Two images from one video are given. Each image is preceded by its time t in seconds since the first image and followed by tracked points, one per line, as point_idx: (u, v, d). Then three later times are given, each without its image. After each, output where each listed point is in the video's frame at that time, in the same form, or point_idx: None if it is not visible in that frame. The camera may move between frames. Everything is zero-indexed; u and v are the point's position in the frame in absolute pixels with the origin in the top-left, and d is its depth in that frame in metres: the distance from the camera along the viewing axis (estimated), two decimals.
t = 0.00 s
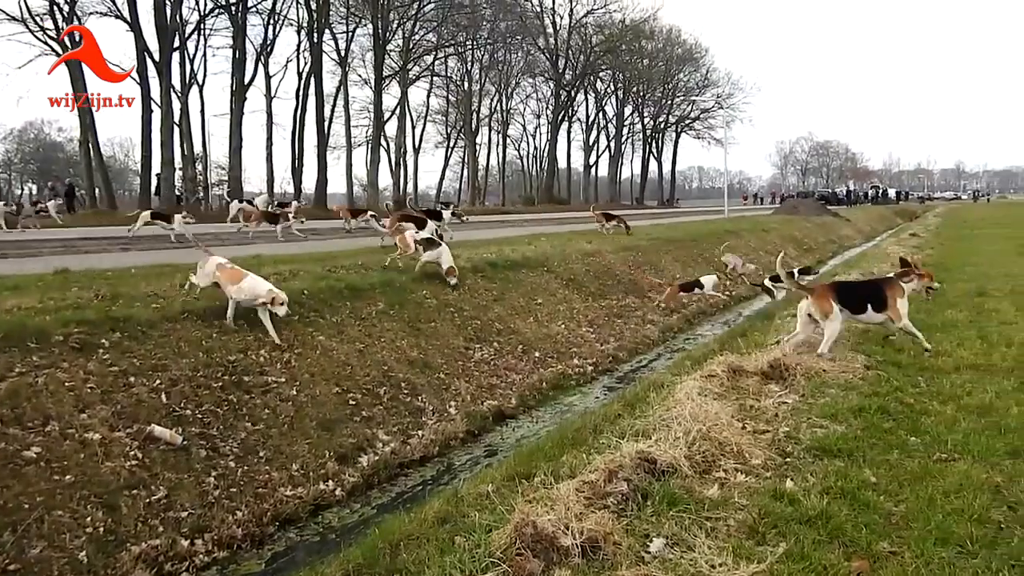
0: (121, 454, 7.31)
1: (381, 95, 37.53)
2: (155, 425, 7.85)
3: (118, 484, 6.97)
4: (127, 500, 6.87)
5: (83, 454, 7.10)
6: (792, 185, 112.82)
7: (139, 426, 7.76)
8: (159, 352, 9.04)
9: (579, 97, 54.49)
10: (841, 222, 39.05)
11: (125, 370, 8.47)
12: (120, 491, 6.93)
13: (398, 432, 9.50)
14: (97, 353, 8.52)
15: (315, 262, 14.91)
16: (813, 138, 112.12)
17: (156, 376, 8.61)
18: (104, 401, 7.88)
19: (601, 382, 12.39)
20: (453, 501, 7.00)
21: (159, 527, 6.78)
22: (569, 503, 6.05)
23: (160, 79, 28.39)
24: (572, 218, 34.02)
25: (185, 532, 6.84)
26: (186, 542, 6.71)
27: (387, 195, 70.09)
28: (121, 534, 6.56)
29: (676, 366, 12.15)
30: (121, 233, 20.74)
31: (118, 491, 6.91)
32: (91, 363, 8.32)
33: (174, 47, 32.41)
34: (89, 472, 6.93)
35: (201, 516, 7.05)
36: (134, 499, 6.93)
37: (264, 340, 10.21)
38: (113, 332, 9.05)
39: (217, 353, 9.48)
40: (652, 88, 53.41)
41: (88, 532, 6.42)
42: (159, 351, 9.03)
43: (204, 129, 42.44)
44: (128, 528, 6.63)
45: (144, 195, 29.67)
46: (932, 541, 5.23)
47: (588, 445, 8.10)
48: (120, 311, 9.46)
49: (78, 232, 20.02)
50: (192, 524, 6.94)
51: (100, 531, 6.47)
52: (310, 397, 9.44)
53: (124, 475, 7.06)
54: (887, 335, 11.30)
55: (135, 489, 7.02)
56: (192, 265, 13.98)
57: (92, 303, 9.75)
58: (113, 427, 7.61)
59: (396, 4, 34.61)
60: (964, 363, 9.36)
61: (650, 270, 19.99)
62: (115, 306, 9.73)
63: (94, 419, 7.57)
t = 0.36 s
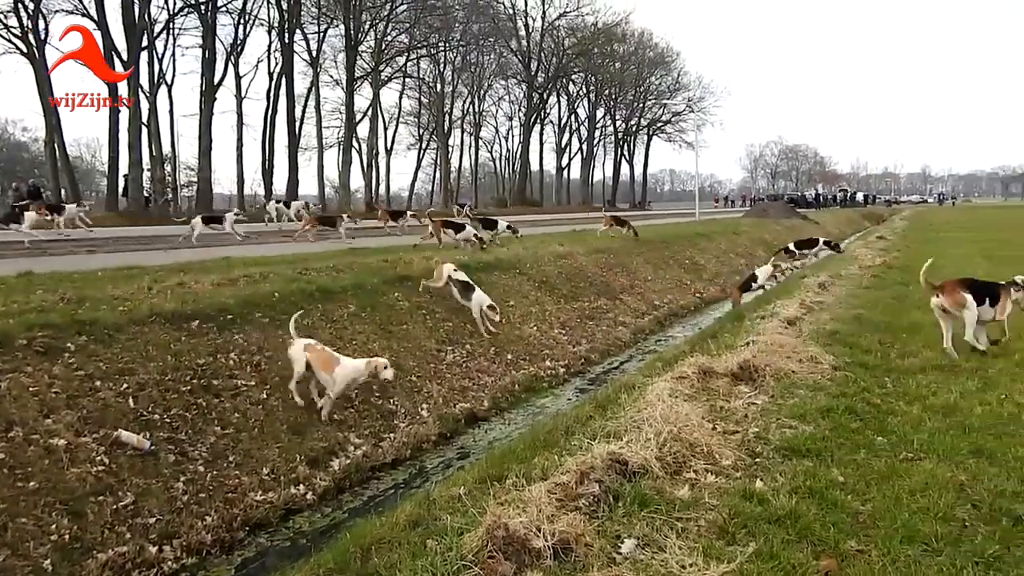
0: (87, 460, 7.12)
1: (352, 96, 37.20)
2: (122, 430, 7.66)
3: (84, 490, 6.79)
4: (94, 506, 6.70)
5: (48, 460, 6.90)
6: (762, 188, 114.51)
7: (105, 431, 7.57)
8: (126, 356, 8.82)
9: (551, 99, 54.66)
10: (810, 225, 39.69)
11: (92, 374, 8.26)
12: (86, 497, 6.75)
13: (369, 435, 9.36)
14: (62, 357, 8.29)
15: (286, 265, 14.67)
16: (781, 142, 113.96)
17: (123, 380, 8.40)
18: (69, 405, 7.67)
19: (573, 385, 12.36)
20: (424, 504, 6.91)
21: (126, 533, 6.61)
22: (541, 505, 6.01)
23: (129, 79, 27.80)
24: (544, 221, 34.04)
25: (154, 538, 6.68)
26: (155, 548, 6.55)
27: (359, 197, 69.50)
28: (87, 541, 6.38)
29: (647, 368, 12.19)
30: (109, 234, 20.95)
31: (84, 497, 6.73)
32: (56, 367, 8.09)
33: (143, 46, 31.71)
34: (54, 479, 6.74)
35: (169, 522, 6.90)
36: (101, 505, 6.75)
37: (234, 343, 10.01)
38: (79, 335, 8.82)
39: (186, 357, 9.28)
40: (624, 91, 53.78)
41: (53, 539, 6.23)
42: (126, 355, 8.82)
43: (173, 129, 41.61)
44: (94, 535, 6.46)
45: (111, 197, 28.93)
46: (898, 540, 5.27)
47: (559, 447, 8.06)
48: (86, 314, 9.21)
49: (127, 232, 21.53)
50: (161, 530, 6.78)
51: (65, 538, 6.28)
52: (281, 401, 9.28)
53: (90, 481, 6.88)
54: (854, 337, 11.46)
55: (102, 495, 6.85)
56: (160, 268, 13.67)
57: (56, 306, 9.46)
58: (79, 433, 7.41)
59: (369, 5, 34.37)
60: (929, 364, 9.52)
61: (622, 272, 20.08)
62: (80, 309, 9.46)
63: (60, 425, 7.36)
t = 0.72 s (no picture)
0: (45, 466, 6.89)
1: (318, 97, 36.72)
2: (82, 435, 7.44)
3: (42, 498, 6.57)
4: (52, 513, 6.50)
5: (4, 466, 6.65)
6: (726, 192, 116.20)
7: (64, 436, 7.34)
8: (85, 360, 8.54)
9: (518, 102, 54.71)
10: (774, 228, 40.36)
11: (49, 379, 8.00)
12: (44, 505, 6.53)
13: (335, 439, 9.18)
14: (19, 362, 8.03)
15: (250, 267, 14.33)
16: (745, 147, 115.86)
17: (83, 385, 8.16)
18: (26, 411, 7.43)
19: (540, 387, 12.28)
20: (390, 508, 6.76)
21: (85, 540, 6.43)
22: (508, 508, 5.93)
23: (89, 80, 27.00)
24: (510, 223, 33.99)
25: (114, 545, 6.50)
26: (115, 555, 6.36)
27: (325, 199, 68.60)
28: (45, 549, 6.19)
29: (613, 370, 12.19)
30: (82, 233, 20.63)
31: (41, 505, 6.52)
32: (11, 372, 7.80)
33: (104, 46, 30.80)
34: (10, 486, 6.50)
35: (130, 528, 6.72)
36: (59, 512, 6.55)
37: (196, 346, 9.75)
38: (36, 340, 8.53)
39: (148, 360, 9.02)
40: (590, 94, 54.10)
41: (8, 548, 6.03)
42: (86, 359, 8.56)
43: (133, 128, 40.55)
44: (52, 543, 6.27)
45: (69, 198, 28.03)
46: (859, 539, 5.30)
47: (526, 449, 8.00)
48: (43, 318, 8.92)
49: (194, 233, 23.22)
50: (122, 537, 6.59)
51: (22, 547, 6.09)
52: (244, 405, 9.08)
53: (48, 488, 6.66)
54: (816, 339, 11.63)
55: (61, 502, 6.64)
56: (119, 269, 13.27)
57: (10, 307, 9.10)
58: (37, 438, 7.18)
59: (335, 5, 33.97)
60: (889, 365, 9.69)
61: (589, 275, 20.15)
62: (37, 312, 9.13)
63: (15, 430, 7.10)
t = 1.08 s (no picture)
0: (5, 471, 6.69)
1: (286, 97, 36.21)
2: (44, 439, 7.24)
3: (2, 502, 6.38)
4: (12, 518, 6.31)
5: None
6: (695, 194, 117.59)
7: (26, 440, 7.15)
8: (47, 363, 8.31)
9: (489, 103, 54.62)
10: (742, 230, 40.88)
11: (10, 382, 7.77)
12: (5, 509, 6.35)
13: (303, 442, 8.98)
14: None
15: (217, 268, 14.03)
16: (714, 150, 117.29)
17: (45, 388, 7.95)
18: None
19: (511, 388, 12.15)
20: (359, 511, 6.61)
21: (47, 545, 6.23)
22: (477, 509, 5.86)
23: (51, 78, 26.14)
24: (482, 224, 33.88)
25: (77, 549, 6.31)
26: (78, 561, 6.18)
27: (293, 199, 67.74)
28: (5, 556, 6.00)
29: (584, 370, 12.17)
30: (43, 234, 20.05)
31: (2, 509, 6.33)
32: None
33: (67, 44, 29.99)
34: None
35: (94, 533, 6.53)
36: (20, 517, 6.37)
37: (162, 348, 9.53)
38: None
39: (112, 363, 8.80)
40: (561, 95, 54.24)
41: None
42: (48, 362, 8.34)
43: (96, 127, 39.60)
44: (13, 548, 6.08)
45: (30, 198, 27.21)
46: (824, 537, 5.32)
47: (496, 450, 7.92)
48: (4, 320, 8.66)
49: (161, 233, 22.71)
50: (85, 541, 6.41)
51: None
52: (212, 407, 8.88)
53: (8, 492, 6.47)
54: (783, 339, 11.77)
55: (22, 507, 6.46)
56: (81, 270, 12.92)
57: None
58: None
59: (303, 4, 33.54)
60: (855, 365, 9.82)
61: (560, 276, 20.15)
62: None
63: None
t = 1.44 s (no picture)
0: None
1: (264, 96, 35.82)
2: (17, 441, 7.06)
3: None
4: None
5: None
6: (674, 194, 118.46)
7: None
8: (18, 364, 8.10)
9: (467, 102, 54.50)
10: (719, 230, 41.21)
11: None
12: None
13: (281, 443, 8.83)
14: None
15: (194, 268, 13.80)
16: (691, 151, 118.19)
17: (16, 390, 7.75)
18: None
19: (490, 388, 12.07)
20: (337, 511, 6.53)
21: (18, 549, 6.06)
22: (456, 510, 5.81)
23: (24, 75, 25.45)
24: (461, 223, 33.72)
25: (50, 553, 6.16)
26: (51, 564, 6.03)
27: (272, 199, 67.02)
28: None
29: (563, 371, 12.16)
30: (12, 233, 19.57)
31: None
32: None
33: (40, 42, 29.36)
34: None
35: (68, 536, 6.37)
36: None
37: (138, 349, 9.36)
38: None
39: (86, 363, 8.63)
40: (540, 95, 54.29)
41: None
42: (20, 362, 8.15)
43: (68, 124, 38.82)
44: None
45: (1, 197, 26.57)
46: (802, 536, 5.33)
47: (475, 450, 7.87)
48: None
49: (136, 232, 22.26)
50: (59, 545, 6.25)
51: None
52: (188, 408, 8.71)
53: None
54: (760, 339, 11.85)
55: None
56: (54, 270, 12.64)
57: None
58: None
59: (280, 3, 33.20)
60: (831, 365, 9.91)
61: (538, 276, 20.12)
62: None
63: None
